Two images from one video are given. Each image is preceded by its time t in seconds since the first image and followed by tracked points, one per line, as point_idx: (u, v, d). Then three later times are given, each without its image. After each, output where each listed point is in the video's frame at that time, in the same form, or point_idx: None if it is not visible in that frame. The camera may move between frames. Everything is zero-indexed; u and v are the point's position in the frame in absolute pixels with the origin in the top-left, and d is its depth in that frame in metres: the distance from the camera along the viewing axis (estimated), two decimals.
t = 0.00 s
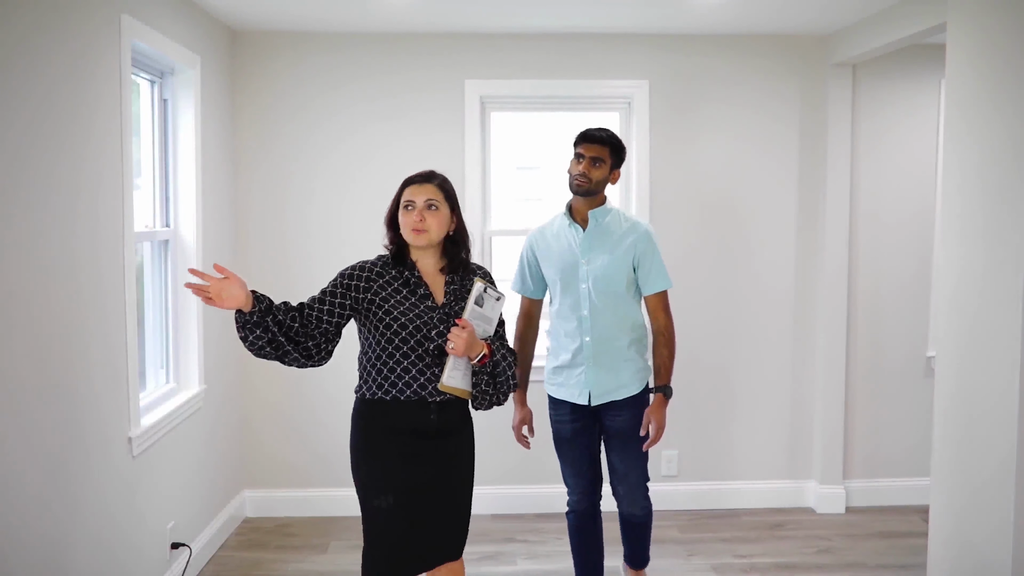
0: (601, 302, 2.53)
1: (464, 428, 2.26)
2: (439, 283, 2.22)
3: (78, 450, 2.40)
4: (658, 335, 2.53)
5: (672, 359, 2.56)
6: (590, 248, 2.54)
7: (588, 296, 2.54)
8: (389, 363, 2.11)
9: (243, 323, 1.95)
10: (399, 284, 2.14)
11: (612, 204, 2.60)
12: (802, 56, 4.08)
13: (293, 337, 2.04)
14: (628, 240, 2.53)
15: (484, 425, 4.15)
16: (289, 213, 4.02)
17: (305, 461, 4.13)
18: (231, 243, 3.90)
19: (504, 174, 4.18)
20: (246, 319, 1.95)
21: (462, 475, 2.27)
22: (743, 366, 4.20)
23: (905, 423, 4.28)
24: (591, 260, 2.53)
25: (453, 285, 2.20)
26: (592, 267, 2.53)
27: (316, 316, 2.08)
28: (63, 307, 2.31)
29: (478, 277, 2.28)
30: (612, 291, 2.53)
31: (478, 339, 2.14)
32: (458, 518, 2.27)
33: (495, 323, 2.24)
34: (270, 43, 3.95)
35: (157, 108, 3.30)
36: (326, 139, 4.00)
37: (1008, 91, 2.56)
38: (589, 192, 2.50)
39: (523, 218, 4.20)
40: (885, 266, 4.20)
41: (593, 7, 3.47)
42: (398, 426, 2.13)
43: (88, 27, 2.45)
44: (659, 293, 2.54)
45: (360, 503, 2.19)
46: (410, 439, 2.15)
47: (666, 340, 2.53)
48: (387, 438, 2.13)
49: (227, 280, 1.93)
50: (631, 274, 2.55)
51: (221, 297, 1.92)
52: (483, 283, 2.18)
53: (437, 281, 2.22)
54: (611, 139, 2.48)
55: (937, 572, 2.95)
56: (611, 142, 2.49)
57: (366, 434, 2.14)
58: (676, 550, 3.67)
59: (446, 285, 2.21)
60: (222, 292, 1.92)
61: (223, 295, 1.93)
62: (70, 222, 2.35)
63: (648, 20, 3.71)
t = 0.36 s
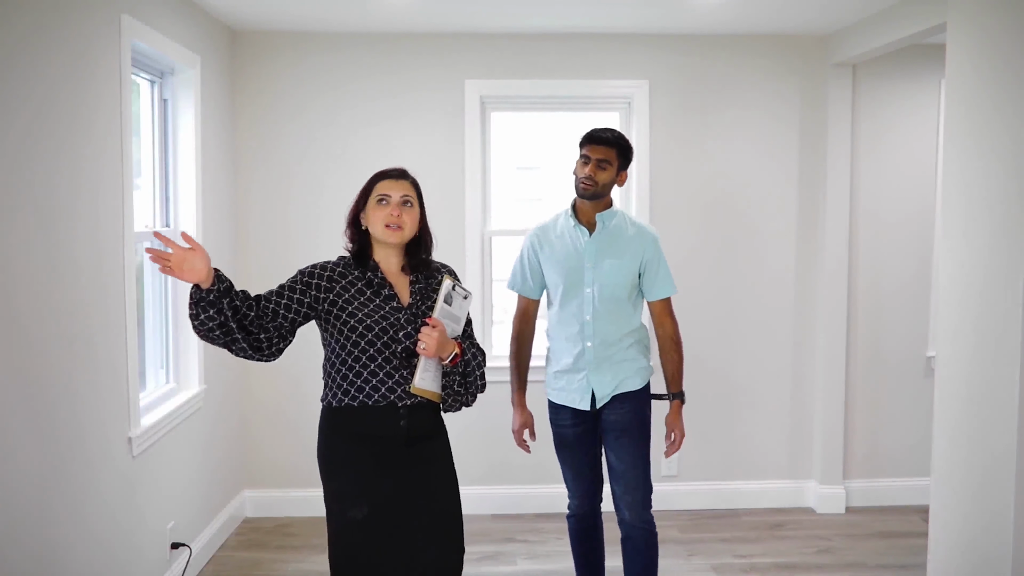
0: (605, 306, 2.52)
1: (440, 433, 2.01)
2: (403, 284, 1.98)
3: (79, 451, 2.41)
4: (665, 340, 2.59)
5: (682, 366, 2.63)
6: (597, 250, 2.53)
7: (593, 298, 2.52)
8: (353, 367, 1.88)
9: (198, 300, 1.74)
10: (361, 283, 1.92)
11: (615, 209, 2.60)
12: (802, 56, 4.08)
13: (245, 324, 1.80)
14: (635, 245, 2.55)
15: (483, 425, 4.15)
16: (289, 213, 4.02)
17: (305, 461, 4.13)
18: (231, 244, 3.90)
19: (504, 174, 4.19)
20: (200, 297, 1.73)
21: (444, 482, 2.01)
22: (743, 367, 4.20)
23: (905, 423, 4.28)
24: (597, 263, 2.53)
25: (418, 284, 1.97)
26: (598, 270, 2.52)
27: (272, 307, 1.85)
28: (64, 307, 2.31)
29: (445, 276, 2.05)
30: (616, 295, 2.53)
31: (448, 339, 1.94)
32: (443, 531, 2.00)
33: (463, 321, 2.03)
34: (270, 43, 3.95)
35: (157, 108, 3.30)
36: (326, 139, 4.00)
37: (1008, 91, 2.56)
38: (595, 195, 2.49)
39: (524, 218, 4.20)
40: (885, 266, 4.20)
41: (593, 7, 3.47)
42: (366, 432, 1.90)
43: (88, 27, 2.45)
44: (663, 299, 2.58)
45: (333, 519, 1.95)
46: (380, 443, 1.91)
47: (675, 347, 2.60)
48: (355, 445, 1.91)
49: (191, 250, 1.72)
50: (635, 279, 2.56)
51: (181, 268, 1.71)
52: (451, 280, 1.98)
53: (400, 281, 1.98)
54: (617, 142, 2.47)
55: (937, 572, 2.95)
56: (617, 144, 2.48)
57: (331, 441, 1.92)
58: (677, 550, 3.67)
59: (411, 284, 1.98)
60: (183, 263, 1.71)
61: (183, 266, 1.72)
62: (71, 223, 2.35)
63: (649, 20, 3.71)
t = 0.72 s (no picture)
0: (624, 322, 2.37)
1: (437, 436, 2.02)
2: (404, 283, 1.98)
3: (78, 450, 2.40)
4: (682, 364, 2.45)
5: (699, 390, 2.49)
6: (623, 263, 2.38)
7: (613, 312, 2.37)
8: (352, 363, 1.87)
9: (186, 241, 1.71)
10: (362, 279, 1.91)
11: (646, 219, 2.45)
12: (802, 56, 4.08)
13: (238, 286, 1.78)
14: (664, 262, 2.39)
15: (483, 425, 4.15)
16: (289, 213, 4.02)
17: (305, 461, 4.13)
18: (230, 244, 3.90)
19: (504, 174, 4.18)
20: (190, 236, 1.70)
21: (440, 488, 2.02)
22: (743, 367, 4.19)
23: (905, 423, 4.29)
24: (622, 277, 2.37)
25: (419, 285, 1.98)
26: (622, 283, 2.37)
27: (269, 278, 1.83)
28: (64, 307, 2.31)
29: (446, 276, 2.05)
30: (637, 311, 2.38)
31: (448, 342, 1.93)
32: (438, 536, 2.01)
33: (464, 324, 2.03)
34: (270, 43, 3.95)
35: (157, 108, 3.30)
36: (326, 139, 4.00)
37: (1009, 91, 2.56)
38: (626, 202, 2.34)
39: (523, 218, 4.20)
40: (885, 266, 4.20)
41: (593, 7, 3.47)
42: (365, 437, 1.89)
43: (88, 27, 2.45)
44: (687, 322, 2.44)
45: (328, 525, 1.94)
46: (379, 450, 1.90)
47: (692, 371, 2.46)
48: (354, 451, 1.90)
49: (186, 184, 1.69)
50: (659, 297, 2.41)
51: (172, 198, 1.67)
52: (452, 282, 1.98)
53: (402, 281, 1.98)
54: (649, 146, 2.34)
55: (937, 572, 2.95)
56: (648, 148, 2.34)
57: (329, 445, 1.91)
58: (677, 550, 3.67)
59: (412, 284, 1.98)
60: (176, 193, 1.68)
61: (175, 197, 1.68)
62: (71, 223, 2.35)
63: (648, 20, 3.71)
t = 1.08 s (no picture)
0: (656, 326, 2.18)
1: (447, 442, 2.00)
2: (424, 285, 1.97)
3: (78, 450, 2.40)
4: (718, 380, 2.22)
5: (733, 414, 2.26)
6: (664, 265, 2.18)
7: (646, 314, 2.18)
8: (361, 363, 1.87)
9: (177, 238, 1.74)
10: (380, 279, 1.90)
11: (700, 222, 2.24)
12: (801, 56, 4.08)
13: (239, 280, 1.80)
14: (710, 271, 2.20)
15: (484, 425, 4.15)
16: (288, 213, 4.02)
17: (305, 461, 4.13)
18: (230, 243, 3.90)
19: (504, 174, 4.18)
20: (179, 234, 1.73)
21: (446, 497, 2.00)
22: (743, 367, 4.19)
23: (905, 423, 4.28)
24: (660, 279, 2.18)
25: (439, 290, 1.96)
26: (660, 286, 2.18)
27: (275, 273, 1.83)
28: (63, 306, 2.31)
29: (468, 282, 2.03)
30: (671, 317, 2.19)
31: (460, 351, 1.89)
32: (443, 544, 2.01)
33: (484, 334, 1.99)
34: (270, 43, 3.95)
35: (157, 108, 3.30)
36: (326, 139, 4.00)
37: (1009, 90, 2.56)
38: (677, 204, 2.14)
39: (524, 218, 4.20)
40: (885, 266, 4.20)
41: (593, 6, 3.46)
42: (372, 441, 1.89)
43: (89, 27, 2.45)
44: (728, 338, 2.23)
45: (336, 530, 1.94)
46: (385, 454, 1.90)
47: (729, 389, 2.23)
48: (360, 455, 1.89)
49: (170, 183, 1.72)
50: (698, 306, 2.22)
51: (156, 197, 1.70)
52: (471, 290, 1.92)
53: (422, 283, 1.97)
54: (704, 141, 2.11)
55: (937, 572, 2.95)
56: (704, 145, 2.12)
57: (337, 446, 1.91)
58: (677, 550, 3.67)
59: (432, 288, 1.97)
60: (158, 192, 1.71)
61: (158, 195, 1.71)
62: (71, 222, 2.35)
63: (649, 20, 3.71)
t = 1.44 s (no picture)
0: (671, 331, 2.14)
1: (451, 445, 1.99)
2: (421, 282, 1.95)
3: (77, 450, 2.40)
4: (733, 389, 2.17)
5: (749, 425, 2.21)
6: (681, 268, 2.13)
7: (660, 318, 2.13)
8: (366, 368, 1.85)
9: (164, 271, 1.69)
10: (378, 281, 1.86)
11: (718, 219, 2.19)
12: (802, 56, 4.08)
13: (233, 305, 1.75)
14: (728, 275, 2.15)
15: (484, 425, 4.15)
16: (288, 213, 4.02)
17: (305, 461, 4.13)
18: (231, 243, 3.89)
19: (504, 174, 4.18)
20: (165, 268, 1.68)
21: (448, 503, 1.99)
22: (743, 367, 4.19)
23: (905, 423, 4.28)
24: (676, 282, 2.13)
25: (436, 284, 1.95)
26: (676, 289, 2.13)
27: (268, 290, 1.78)
28: (63, 306, 2.31)
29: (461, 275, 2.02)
30: (686, 321, 2.15)
31: (468, 343, 1.89)
32: (439, 547, 1.99)
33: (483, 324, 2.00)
34: (270, 43, 3.95)
35: (158, 108, 3.30)
36: (325, 139, 4.00)
37: (1010, 91, 2.55)
38: (694, 201, 2.08)
39: (524, 218, 4.20)
40: (885, 266, 4.20)
41: (593, 6, 3.46)
42: (378, 445, 1.86)
43: (88, 27, 2.45)
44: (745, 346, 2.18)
45: (332, 532, 1.91)
46: (389, 460, 1.88)
47: (744, 398, 2.19)
48: (364, 459, 1.87)
49: (150, 216, 1.66)
50: (714, 311, 2.17)
51: (138, 233, 1.64)
52: (471, 280, 1.93)
53: (418, 275, 1.95)
54: (719, 136, 2.06)
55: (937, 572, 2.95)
56: (720, 139, 2.06)
57: (341, 448, 1.89)
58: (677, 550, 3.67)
59: (429, 283, 1.95)
60: (140, 227, 1.65)
61: (140, 229, 1.65)
62: (71, 222, 2.35)
63: (649, 20, 3.70)
